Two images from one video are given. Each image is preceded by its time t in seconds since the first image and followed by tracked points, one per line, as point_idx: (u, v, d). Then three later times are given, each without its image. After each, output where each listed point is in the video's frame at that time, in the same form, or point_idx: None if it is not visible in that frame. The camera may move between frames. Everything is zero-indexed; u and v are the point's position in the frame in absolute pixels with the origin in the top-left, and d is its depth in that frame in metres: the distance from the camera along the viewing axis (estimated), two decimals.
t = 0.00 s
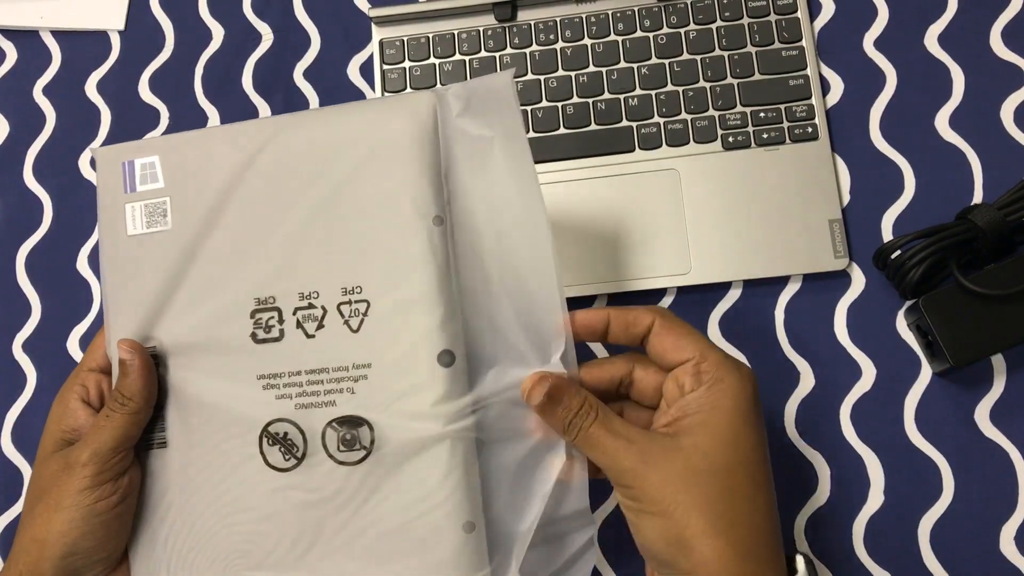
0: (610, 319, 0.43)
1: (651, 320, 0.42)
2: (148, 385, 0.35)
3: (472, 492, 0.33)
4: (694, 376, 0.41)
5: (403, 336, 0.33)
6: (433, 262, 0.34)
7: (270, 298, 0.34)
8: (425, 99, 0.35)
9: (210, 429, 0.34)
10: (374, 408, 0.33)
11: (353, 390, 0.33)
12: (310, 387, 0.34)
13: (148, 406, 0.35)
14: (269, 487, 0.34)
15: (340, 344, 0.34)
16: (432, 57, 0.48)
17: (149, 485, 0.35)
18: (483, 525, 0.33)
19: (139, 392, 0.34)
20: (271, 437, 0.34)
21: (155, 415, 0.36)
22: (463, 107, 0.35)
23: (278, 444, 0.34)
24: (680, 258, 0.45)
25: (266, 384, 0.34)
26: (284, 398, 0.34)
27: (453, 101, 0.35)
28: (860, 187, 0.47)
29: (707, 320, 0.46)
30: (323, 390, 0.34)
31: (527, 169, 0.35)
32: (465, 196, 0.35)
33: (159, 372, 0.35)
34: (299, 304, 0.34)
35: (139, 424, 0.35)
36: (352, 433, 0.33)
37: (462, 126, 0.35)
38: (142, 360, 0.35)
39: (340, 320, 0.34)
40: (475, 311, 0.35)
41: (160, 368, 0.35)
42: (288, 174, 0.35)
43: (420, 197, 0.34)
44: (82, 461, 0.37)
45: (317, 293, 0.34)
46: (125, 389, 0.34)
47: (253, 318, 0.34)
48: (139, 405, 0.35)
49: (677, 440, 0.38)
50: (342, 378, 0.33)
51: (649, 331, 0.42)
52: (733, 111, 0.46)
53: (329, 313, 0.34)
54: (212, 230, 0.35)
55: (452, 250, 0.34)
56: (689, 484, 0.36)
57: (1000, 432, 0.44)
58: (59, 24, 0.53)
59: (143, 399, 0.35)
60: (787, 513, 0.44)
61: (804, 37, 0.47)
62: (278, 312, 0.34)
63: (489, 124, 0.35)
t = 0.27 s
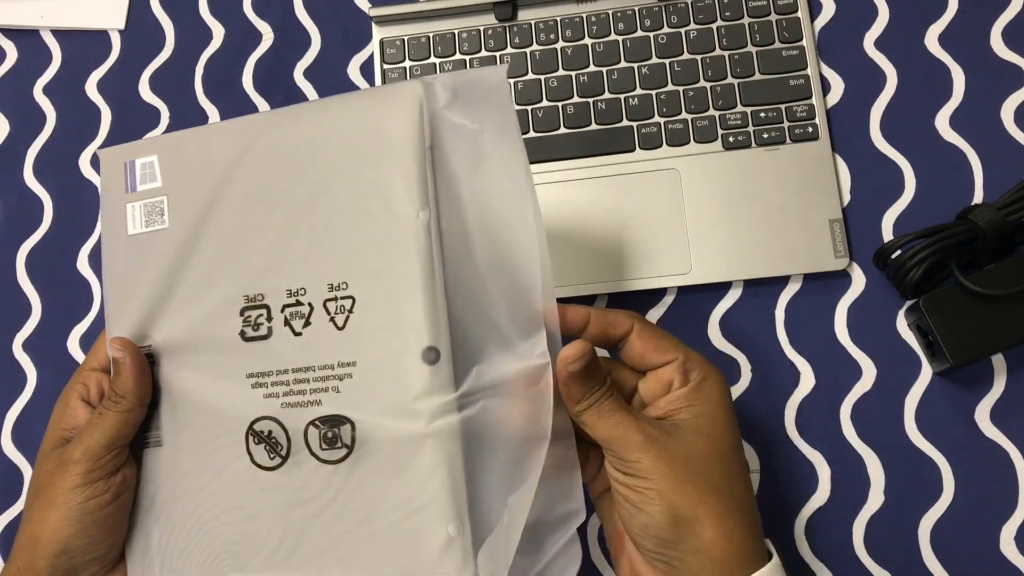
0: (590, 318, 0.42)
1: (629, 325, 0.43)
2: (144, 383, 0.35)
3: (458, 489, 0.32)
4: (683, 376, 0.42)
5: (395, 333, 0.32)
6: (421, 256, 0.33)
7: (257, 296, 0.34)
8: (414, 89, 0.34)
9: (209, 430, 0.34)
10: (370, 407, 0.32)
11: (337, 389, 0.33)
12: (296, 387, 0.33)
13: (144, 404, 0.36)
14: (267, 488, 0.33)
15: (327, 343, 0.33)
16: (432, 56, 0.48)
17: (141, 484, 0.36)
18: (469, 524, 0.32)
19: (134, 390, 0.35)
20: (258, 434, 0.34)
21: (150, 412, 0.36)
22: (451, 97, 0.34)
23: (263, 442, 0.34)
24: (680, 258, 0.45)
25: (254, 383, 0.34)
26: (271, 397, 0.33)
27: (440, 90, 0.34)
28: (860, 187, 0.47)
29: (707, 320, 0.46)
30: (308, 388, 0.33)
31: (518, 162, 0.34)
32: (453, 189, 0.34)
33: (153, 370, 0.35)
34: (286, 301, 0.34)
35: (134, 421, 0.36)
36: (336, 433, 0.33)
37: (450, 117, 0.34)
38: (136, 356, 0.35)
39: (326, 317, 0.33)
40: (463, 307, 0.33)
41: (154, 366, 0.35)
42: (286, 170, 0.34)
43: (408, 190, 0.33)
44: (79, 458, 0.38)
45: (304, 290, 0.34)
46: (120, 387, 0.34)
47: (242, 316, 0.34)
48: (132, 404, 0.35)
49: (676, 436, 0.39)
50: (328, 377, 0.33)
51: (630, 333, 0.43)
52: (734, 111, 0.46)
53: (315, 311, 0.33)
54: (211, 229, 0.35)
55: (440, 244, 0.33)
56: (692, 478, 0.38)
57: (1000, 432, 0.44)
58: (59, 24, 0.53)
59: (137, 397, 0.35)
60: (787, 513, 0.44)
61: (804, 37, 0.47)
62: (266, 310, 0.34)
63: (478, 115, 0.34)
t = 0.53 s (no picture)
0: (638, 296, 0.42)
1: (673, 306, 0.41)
2: (146, 386, 0.35)
3: (467, 493, 0.32)
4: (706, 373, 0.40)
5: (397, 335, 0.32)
6: (427, 259, 0.32)
7: (268, 301, 0.34)
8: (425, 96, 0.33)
9: (209, 430, 0.34)
10: (372, 407, 0.32)
11: (346, 395, 0.33)
12: (305, 392, 0.33)
13: (145, 406, 0.36)
14: (268, 487, 0.34)
15: (332, 347, 0.33)
16: (432, 56, 0.48)
17: (143, 487, 0.36)
18: (478, 527, 0.32)
19: (135, 393, 0.35)
20: (268, 438, 0.34)
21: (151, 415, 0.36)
22: (459, 103, 0.34)
23: (273, 446, 0.34)
24: (680, 258, 0.45)
25: (264, 387, 0.34)
26: (280, 401, 0.34)
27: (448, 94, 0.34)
28: (860, 187, 0.47)
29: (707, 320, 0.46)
30: (317, 393, 0.33)
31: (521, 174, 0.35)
32: (460, 193, 0.34)
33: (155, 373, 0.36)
34: (296, 306, 0.34)
35: (136, 424, 0.36)
36: (343, 439, 0.33)
37: (457, 122, 0.34)
38: (138, 360, 0.35)
39: (335, 323, 0.33)
40: (472, 311, 0.33)
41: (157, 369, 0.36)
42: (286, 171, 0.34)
43: (415, 191, 0.33)
44: (81, 461, 0.38)
45: (314, 296, 0.34)
46: (121, 390, 0.34)
47: (251, 320, 0.34)
48: (133, 406, 0.35)
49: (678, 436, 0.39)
50: (337, 382, 0.33)
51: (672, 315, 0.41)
52: (734, 111, 0.46)
53: (325, 316, 0.33)
54: (211, 230, 0.35)
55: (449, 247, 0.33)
56: (675, 481, 0.38)
57: (1000, 432, 0.44)
58: (59, 24, 0.53)
59: (138, 400, 0.35)
60: (786, 513, 0.44)
61: (804, 37, 0.47)
62: (274, 314, 0.34)
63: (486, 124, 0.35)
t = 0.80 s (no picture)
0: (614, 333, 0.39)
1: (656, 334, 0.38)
2: (142, 387, 0.35)
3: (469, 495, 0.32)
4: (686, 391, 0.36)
5: (397, 335, 0.33)
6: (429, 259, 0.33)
7: (264, 301, 0.34)
8: (421, 95, 0.34)
9: (208, 430, 0.34)
10: (372, 408, 0.32)
11: (344, 394, 0.33)
12: (302, 391, 0.33)
13: (142, 407, 0.35)
14: (267, 487, 0.33)
15: (331, 346, 0.33)
16: (432, 56, 0.48)
17: (142, 487, 0.36)
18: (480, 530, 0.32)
19: (133, 393, 0.35)
20: (268, 439, 0.34)
21: (149, 415, 0.36)
22: (459, 104, 0.35)
23: (270, 446, 0.34)
24: (680, 257, 0.45)
25: (261, 387, 0.34)
26: (279, 401, 0.33)
27: (450, 97, 0.35)
28: (860, 187, 0.47)
29: (706, 321, 0.46)
30: (314, 393, 0.33)
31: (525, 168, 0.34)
32: (460, 191, 0.34)
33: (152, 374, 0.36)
34: (293, 305, 0.34)
35: (133, 424, 0.36)
36: (343, 438, 0.33)
37: (458, 124, 0.35)
38: (135, 360, 0.35)
39: (333, 322, 0.33)
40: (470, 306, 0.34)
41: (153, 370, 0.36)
42: (287, 171, 0.34)
43: (418, 192, 0.33)
44: (77, 461, 0.38)
45: (311, 295, 0.34)
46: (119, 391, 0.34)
47: (248, 320, 0.34)
48: (130, 406, 0.35)
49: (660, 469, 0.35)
50: (334, 381, 0.33)
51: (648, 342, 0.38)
52: (733, 112, 0.46)
53: (322, 315, 0.33)
54: (211, 230, 0.35)
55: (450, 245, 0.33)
56: (657, 521, 0.35)
57: (1000, 432, 0.44)
58: (59, 24, 0.53)
59: (135, 400, 0.35)
60: (786, 513, 0.44)
61: (804, 37, 0.47)
62: (271, 314, 0.34)
63: (488, 124, 0.35)
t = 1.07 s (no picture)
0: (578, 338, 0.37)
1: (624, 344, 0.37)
2: (149, 389, 0.35)
3: (472, 492, 0.32)
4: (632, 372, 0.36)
5: (398, 336, 0.33)
6: (428, 267, 0.33)
7: (275, 308, 0.34)
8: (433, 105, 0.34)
9: (209, 430, 0.34)
10: (373, 409, 0.32)
11: (341, 398, 0.33)
12: (299, 394, 0.33)
13: (148, 408, 0.36)
14: (268, 488, 0.34)
15: (331, 346, 0.33)
16: (432, 57, 0.48)
17: (146, 488, 0.36)
18: (483, 527, 0.33)
19: (139, 395, 0.35)
20: (264, 441, 0.34)
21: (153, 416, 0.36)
22: (473, 115, 0.34)
23: (271, 449, 0.34)
24: (680, 258, 0.45)
25: (258, 389, 0.34)
26: (274, 403, 0.34)
27: (463, 108, 0.34)
28: (860, 187, 0.47)
29: (706, 321, 0.46)
30: (311, 396, 0.33)
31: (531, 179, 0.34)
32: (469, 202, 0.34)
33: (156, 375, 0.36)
34: (303, 312, 0.34)
35: (139, 426, 0.36)
36: (336, 442, 0.33)
37: (470, 136, 0.34)
38: (141, 363, 0.35)
39: (342, 328, 0.33)
40: (469, 319, 0.33)
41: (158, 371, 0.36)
42: (288, 171, 0.34)
43: (421, 200, 0.33)
44: (82, 464, 0.38)
45: (322, 303, 0.34)
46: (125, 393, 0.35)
47: (257, 325, 0.34)
48: (136, 408, 0.35)
49: (622, 454, 0.36)
50: (332, 386, 0.33)
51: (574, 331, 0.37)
52: (733, 112, 0.46)
53: (332, 322, 0.33)
54: (211, 230, 0.35)
55: (450, 254, 0.33)
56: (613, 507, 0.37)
57: (1000, 432, 0.44)
58: (59, 24, 0.53)
59: (141, 402, 0.35)
60: (786, 513, 0.44)
61: (804, 37, 0.47)
62: (281, 320, 0.34)
63: (499, 136, 0.34)
